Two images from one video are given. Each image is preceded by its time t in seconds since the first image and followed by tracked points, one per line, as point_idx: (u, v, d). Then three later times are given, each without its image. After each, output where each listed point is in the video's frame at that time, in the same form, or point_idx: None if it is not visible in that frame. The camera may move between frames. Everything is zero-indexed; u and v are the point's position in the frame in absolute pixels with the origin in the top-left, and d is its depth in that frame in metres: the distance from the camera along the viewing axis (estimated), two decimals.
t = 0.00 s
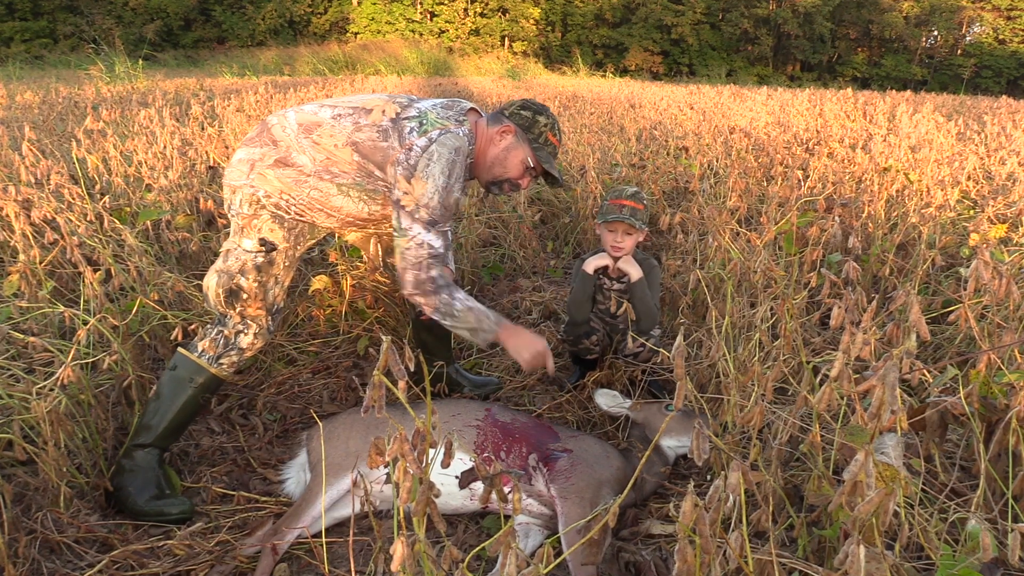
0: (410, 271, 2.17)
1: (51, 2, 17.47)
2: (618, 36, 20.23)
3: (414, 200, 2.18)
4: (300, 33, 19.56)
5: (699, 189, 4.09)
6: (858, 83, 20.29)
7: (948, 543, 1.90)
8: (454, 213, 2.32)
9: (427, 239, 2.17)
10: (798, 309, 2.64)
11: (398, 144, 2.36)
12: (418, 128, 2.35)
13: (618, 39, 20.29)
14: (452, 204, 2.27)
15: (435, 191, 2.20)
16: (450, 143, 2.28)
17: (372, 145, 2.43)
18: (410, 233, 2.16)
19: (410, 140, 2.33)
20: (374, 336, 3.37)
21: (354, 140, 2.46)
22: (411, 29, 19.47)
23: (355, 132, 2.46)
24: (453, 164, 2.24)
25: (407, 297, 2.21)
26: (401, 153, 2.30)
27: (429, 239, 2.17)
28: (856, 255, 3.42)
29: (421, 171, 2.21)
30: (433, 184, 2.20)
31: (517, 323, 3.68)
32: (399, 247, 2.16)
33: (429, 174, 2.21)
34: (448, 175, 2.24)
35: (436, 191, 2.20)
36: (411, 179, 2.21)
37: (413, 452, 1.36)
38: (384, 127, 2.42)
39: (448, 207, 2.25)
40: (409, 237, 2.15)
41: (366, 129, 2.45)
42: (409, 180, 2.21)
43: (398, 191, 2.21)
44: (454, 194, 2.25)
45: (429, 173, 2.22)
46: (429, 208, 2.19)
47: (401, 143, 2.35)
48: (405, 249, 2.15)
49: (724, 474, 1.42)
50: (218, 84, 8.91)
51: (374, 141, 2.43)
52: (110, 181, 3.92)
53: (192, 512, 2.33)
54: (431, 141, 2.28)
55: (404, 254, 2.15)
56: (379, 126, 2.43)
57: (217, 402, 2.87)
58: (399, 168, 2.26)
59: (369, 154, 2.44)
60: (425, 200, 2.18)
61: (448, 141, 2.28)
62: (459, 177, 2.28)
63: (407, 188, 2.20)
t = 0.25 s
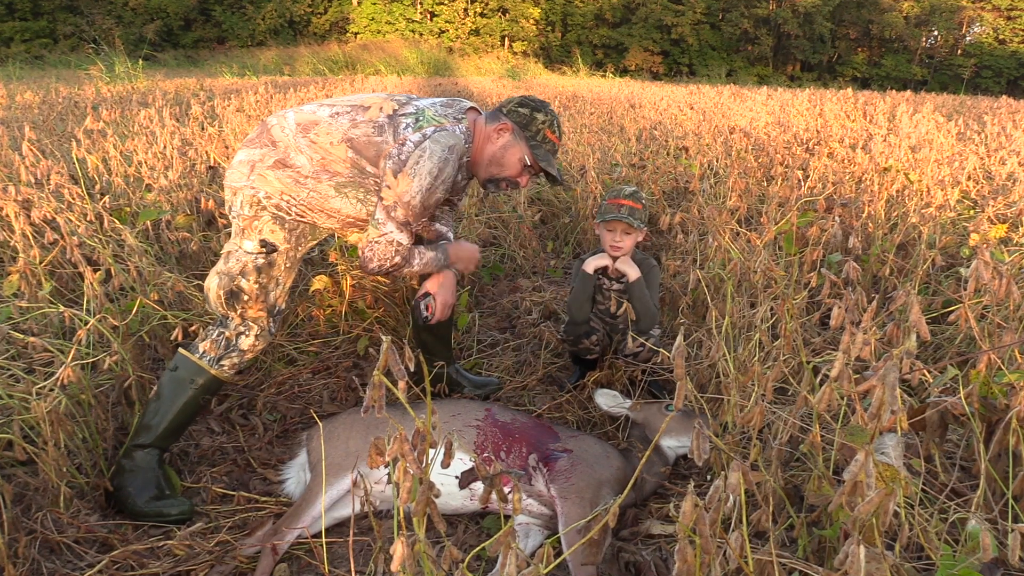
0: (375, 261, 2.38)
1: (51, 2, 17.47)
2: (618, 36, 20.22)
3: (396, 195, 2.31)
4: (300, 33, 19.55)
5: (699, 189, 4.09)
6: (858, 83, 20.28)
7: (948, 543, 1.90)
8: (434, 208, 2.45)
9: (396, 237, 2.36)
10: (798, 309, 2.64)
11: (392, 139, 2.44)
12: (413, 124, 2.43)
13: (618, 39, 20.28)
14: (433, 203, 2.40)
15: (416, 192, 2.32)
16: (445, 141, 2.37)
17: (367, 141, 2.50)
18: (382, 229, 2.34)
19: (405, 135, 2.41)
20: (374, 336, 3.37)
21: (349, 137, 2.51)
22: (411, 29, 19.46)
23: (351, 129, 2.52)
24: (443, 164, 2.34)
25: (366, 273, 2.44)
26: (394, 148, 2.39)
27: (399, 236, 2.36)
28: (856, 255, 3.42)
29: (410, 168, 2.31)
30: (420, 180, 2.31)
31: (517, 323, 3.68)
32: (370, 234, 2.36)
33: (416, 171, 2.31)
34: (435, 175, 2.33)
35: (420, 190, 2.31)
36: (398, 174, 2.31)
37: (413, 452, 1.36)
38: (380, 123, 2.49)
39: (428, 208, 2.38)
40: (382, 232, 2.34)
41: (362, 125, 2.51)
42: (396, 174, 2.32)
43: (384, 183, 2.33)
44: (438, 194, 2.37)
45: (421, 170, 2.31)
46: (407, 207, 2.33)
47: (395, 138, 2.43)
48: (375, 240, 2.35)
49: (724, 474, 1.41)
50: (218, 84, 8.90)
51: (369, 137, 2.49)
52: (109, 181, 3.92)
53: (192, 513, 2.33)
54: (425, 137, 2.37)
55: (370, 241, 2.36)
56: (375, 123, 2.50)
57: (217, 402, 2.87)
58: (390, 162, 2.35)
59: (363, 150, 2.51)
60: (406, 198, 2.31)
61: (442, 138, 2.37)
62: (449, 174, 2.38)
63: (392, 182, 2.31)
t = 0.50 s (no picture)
0: (383, 262, 2.48)
1: (51, 2, 17.47)
2: (618, 36, 20.22)
3: (398, 200, 2.37)
4: (300, 33, 19.55)
5: (699, 189, 4.09)
6: (858, 83, 20.28)
7: (948, 543, 1.90)
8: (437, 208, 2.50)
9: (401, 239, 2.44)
10: (798, 309, 2.64)
11: (388, 139, 2.45)
12: (409, 125, 2.45)
13: (618, 39, 20.28)
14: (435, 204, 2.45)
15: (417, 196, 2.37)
16: (441, 142, 2.39)
17: (363, 141, 2.49)
18: (388, 232, 2.42)
19: (401, 137, 2.43)
20: (374, 336, 3.37)
21: (345, 136, 2.51)
22: (411, 29, 19.47)
23: (347, 128, 2.51)
24: (441, 166, 2.38)
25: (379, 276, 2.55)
26: (390, 150, 2.42)
27: (405, 239, 2.44)
28: (856, 255, 3.42)
29: (408, 171, 2.35)
30: (420, 184, 2.36)
31: (517, 323, 3.68)
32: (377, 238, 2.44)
33: (415, 175, 2.35)
34: (434, 177, 2.38)
35: (420, 194, 2.37)
36: (398, 177, 2.37)
37: (413, 452, 1.36)
38: (376, 122, 2.49)
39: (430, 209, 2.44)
40: (387, 236, 2.42)
41: (357, 125, 2.51)
42: (396, 177, 2.37)
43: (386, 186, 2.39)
44: (438, 195, 2.42)
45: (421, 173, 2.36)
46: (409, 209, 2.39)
47: (391, 139, 2.44)
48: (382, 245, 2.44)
49: (724, 474, 1.41)
50: (218, 84, 8.91)
51: (365, 137, 2.49)
52: (109, 181, 3.92)
53: (192, 513, 2.33)
54: (422, 139, 2.40)
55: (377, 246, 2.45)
56: (371, 122, 2.50)
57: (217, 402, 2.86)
58: (388, 164, 2.40)
59: (358, 150, 2.51)
60: (407, 202, 2.37)
61: (438, 139, 2.39)
62: (448, 175, 2.42)
63: (393, 187, 2.37)
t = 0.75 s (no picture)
0: (383, 260, 2.46)
1: (52, 2, 17.47)
2: (618, 36, 20.22)
3: (396, 193, 2.37)
4: (300, 33, 19.56)
5: (699, 189, 4.09)
6: (858, 83, 20.28)
7: (948, 543, 1.90)
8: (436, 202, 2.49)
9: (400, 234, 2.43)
10: (798, 309, 2.64)
11: (385, 134, 2.45)
12: (406, 119, 2.45)
13: (618, 39, 20.28)
14: (433, 197, 2.43)
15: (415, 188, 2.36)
16: (438, 134, 2.39)
17: (360, 135, 2.48)
18: (387, 227, 2.41)
19: (398, 130, 2.43)
20: (374, 336, 3.37)
21: (341, 131, 2.50)
22: (411, 29, 19.48)
23: (343, 123, 2.51)
24: (438, 158, 2.36)
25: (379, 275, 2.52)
26: (388, 143, 2.42)
27: (403, 234, 2.43)
28: (856, 255, 3.42)
29: (405, 163, 2.34)
30: (418, 176, 2.35)
31: (517, 323, 3.68)
32: (376, 234, 2.44)
33: (412, 167, 2.34)
34: (431, 170, 2.36)
35: (418, 186, 2.35)
36: (396, 170, 2.36)
37: (413, 452, 1.36)
38: (372, 117, 2.49)
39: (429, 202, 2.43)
40: (387, 232, 2.42)
41: (353, 120, 2.51)
42: (394, 171, 2.36)
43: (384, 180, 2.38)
44: (436, 187, 2.40)
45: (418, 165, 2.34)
46: (408, 202, 2.37)
47: (388, 133, 2.44)
48: (381, 241, 2.43)
49: (724, 474, 1.42)
50: (218, 84, 8.91)
51: (361, 131, 2.48)
52: (110, 181, 3.92)
53: (192, 512, 2.33)
54: (418, 132, 2.40)
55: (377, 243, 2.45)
56: (367, 117, 2.49)
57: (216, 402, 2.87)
58: (386, 157, 2.40)
59: (355, 145, 2.49)
60: (405, 194, 2.36)
61: (435, 131, 2.39)
62: (446, 168, 2.40)
63: (391, 180, 2.37)
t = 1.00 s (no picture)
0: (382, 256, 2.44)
1: (52, 2, 17.47)
2: (618, 36, 20.22)
3: (396, 188, 2.35)
4: (300, 33, 19.56)
5: (698, 189, 4.09)
6: (858, 83, 20.28)
7: (948, 543, 1.90)
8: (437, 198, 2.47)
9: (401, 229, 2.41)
10: (798, 309, 2.64)
11: (387, 130, 2.46)
12: (408, 115, 2.45)
13: (618, 40, 20.28)
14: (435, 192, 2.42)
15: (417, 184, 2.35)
16: (440, 130, 2.37)
17: (362, 132, 2.50)
18: (387, 222, 2.40)
19: (400, 126, 2.43)
20: (374, 336, 3.37)
21: (343, 128, 2.52)
22: (411, 29, 19.48)
23: (345, 120, 2.52)
24: (440, 153, 2.35)
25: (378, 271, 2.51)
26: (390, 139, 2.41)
27: (403, 229, 2.41)
28: (856, 255, 3.42)
29: (407, 159, 2.33)
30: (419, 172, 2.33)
31: (517, 323, 3.68)
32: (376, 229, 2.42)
33: (414, 163, 2.33)
34: (433, 166, 2.35)
35: (419, 181, 2.34)
36: (397, 166, 2.35)
37: (413, 452, 1.36)
38: (375, 113, 2.49)
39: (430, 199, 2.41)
40: (386, 226, 2.40)
41: (356, 117, 2.51)
42: (395, 166, 2.35)
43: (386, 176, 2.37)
44: (438, 183, 2.39)
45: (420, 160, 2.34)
46: (408, 198, 2.36)
47: (391, 128, 2.45)
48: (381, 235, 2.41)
49: (724, 474, 1.42)
50: (218, 84, 8.91)
51: (364, 128, 2.50)
52: (109, 181, 3.92)
53: (191, 512, 2.33)
54: (420, 127, 2.39)
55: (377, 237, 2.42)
56: (370, 113, 2.50)
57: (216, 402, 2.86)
58: (388, 153, 2.39)
59: (358, 142, 2.52)
60: (405, 190, 2.34)
61: (437, 127, 2.38)
62: (448, 164, 2.39)
63: (392, 175, 2.35)
